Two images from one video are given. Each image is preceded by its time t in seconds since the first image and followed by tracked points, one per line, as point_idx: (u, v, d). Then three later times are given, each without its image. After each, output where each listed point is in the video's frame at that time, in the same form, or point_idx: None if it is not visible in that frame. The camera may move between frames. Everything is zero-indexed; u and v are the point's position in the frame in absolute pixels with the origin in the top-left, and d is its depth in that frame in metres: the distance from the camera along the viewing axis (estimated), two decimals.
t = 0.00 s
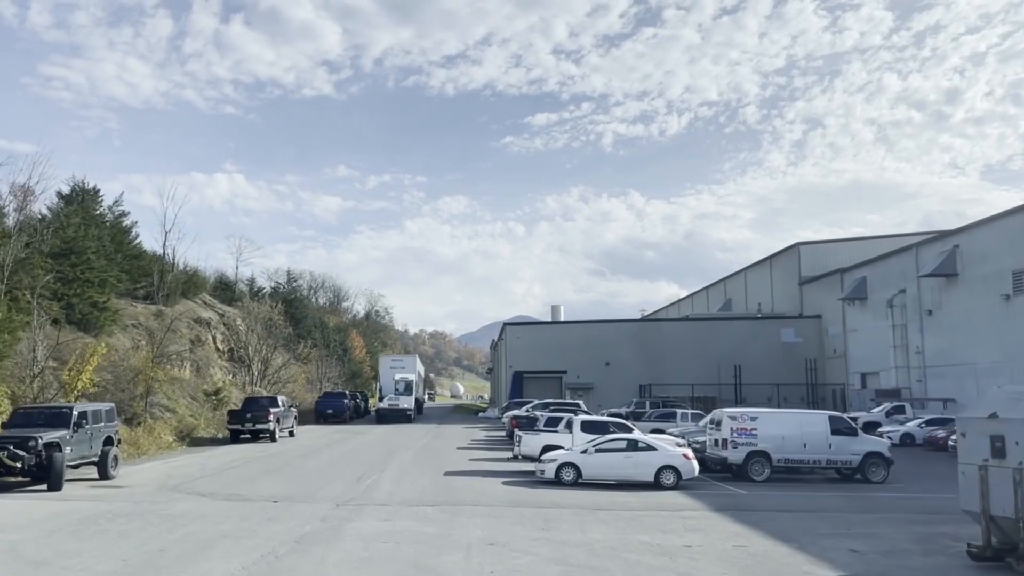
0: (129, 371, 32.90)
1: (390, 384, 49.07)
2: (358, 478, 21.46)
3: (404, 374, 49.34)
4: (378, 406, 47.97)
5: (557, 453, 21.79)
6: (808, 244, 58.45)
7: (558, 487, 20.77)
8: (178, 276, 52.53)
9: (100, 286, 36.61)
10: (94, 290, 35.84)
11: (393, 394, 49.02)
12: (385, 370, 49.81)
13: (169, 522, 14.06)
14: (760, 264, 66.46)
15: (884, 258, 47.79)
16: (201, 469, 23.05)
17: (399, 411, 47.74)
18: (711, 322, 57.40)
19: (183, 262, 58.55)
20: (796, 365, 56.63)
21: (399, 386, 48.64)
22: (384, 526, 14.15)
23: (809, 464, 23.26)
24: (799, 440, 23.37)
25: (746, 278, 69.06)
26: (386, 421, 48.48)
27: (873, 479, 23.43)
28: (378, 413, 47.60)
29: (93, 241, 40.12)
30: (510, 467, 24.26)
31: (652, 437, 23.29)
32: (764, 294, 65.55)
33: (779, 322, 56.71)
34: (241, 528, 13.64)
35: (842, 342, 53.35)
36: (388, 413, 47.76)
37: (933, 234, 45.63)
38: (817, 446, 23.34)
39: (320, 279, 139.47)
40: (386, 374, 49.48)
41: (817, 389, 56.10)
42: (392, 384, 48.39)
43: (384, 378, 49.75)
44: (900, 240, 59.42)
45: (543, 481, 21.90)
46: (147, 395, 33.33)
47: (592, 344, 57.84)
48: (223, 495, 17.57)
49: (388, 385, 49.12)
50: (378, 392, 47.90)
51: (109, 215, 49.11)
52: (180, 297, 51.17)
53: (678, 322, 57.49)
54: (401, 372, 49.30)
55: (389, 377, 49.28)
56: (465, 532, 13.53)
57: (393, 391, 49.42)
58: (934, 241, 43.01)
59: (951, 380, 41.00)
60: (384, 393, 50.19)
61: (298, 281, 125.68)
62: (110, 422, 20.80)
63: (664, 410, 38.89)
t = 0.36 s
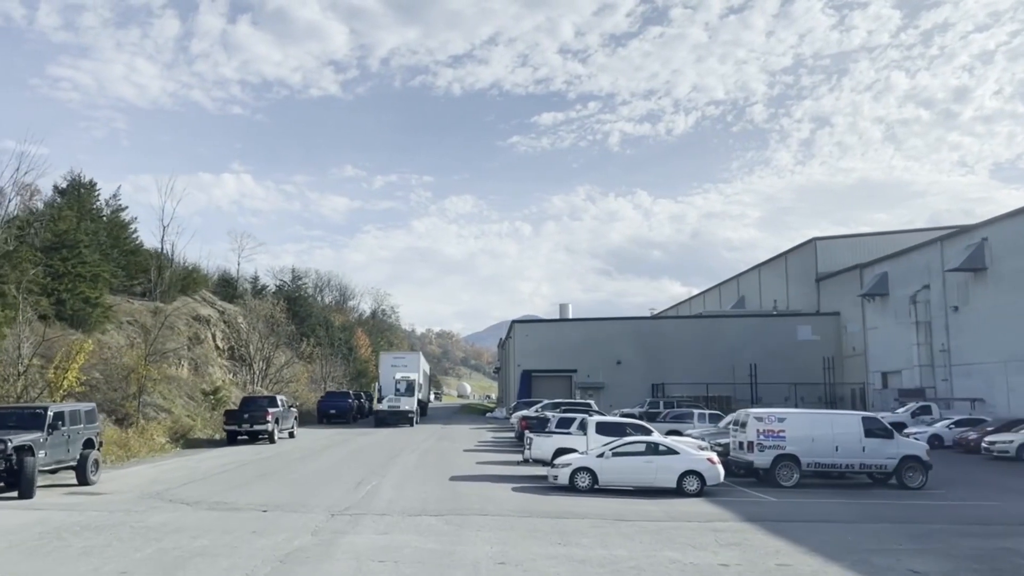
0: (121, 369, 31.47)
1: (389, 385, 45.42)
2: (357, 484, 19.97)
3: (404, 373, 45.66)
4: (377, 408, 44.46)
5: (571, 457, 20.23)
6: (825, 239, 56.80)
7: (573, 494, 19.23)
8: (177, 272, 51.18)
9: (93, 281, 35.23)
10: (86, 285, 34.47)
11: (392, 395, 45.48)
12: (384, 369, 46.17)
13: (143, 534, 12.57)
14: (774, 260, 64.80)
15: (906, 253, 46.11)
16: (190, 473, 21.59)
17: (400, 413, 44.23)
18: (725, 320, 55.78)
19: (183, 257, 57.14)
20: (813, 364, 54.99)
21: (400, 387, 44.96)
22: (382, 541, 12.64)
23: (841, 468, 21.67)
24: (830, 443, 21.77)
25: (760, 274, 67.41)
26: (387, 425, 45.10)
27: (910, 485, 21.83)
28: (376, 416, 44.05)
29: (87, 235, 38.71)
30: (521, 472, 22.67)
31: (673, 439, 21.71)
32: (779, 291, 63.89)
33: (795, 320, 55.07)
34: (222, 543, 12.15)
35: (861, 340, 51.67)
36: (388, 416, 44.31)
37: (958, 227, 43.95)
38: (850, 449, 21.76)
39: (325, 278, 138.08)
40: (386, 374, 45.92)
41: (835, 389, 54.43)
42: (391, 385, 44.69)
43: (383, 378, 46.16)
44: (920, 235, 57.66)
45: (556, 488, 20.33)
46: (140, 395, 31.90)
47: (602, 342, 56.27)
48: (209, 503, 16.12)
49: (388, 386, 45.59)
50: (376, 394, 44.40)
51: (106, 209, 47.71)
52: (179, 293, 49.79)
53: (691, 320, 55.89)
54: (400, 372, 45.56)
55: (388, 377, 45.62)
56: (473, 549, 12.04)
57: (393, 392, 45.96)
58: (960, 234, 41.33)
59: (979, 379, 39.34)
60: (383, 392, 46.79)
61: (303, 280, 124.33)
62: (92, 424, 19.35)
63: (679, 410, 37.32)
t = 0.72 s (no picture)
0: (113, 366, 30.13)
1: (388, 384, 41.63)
2: (356, 490, 18.63)
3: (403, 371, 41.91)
4: (374, 409, 40.90)
5: (586, 460, 18.70)
6: (842, 233, 55.23)
7: (589, 501, 17.75)
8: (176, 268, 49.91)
9: (86, 276, 33.97)
10: (79, 280, 33.19)
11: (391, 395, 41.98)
12: (382, 366, 42.02)
13: (109, 549, 11.19)
14: (789, 256, 63.23)
15: (929, 247, 44.53)
16: (179, 477, 20.22)
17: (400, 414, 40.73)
18: (740, 317, 54.25)
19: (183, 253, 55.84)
20: (830, 362, 53.43)
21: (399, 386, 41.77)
22: (380, 557, 11.24)
23: (876, 472, 20.18)
24: (864, 445, 20.27)
25: (774, 270, 65.84)
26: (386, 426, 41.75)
27: (950, 490, 20.33)
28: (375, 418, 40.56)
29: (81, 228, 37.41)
30: (531, 477, 21.14)
31: (695, 441, 20.19)
32: (793, 287, 62.31)
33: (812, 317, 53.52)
34: (200, 560, 10.76)
35: (880, 337, 50.10)
36: (386, 417, 40.81)
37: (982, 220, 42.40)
38: (886, 451, 20.25)
39: (331, 276, 136.74)
40: (383, 371, 41.88)
41: (853, 388, 52.84)
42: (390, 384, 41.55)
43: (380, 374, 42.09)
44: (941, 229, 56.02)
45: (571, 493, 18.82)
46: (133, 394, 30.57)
47: (613, 339, 54.80)
48: (193, 511, 14.77)
49: (386, 384, 42.08)
50: (373, 393, 40.85)
51: (104, 203, 46.38)
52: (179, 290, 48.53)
53: (704, 317, 54.40)
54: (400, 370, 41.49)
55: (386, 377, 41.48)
56: (481, 566, 10.66)
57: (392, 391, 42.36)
58: (986, 226, 39.74)
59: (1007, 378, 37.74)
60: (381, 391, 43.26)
61: (309, 278, 122.97)
62: (71, 425, 18.00)
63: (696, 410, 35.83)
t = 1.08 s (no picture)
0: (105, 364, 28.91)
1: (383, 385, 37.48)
2: (355, 496, 17.35)
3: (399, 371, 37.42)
4: (367, 411, 36.78)
5: (602, 463, 17.34)
6: (858, 228, 53.76)
7: (606, 508, 16.42)
8: (175, 264, 48.70)
9: (78, 271, 32.76)
10: (70, 275, 31.98)
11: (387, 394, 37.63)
12: (378, 364, 38.90)
13: (70, 569, 9.91)
14: (802, 251, 61.76)
15: (950, 241, 43.03)
16: (167, 482, 18.97)
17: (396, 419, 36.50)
18: (753, 313, 52.84)
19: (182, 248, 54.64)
20: (846, 360, 51.98)
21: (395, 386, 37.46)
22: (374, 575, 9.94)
23: (912, 476, 18.82)
24: (899, 448, 18.91)
25: (787, 266, 64.38)
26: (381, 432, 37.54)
27: (992, 495, 18.97)
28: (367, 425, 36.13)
29: (73, 221, 36.20)
30: (542, 481, 19.75)
31: (718, 442, 18.83)
32: (807, 284, 60.84)
33: (827, 313, 52.09)
34: None
35: (898, 335, 48.62)
36: (380, 421, 36.65)
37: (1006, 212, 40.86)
38: (923, 454, 18.89)
39: (337, 275, 135.54)
40: (379, 369, 38.79)
41: (870, 386, 51.39)
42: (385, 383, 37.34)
43: (377, 373, 38.80)
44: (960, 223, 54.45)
45: (585, 499, 17.47)
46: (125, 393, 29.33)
47: (623, 337, 53.42)
48: (172, 522, 13.49)
49: (381, 384, 37.90)
50: (367, 393, 36.84)
51: (100, 197, 45.18)
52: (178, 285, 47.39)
53: (716, 314, 53.00)
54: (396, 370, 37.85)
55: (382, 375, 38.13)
56: None
57: (386, 391, 38.03)
58: (1012, 219, 38.19)
59: None
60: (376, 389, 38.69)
61: (314, 277, 121.73)
62: (48, 426, 16.77)
63: (711, 409, 34.50)
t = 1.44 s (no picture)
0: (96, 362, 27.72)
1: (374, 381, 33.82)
2: (352, 503, 16.09)
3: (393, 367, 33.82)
4: (355, 413, 33.04)
5: (619, 467, 16.06)
6: (875, 222, 52.30)
7: (625, 517, 15.13)
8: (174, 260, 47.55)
9: (70, 265, 31.56)
10: (61, 269, 30.81)
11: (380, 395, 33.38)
12: (369, 360, 34.65)
13: None
14: (817, 247, 60.30)
15: (972, 234, 41.55)
16: (151, 487, 17.71)
17: (387, 421, 32.63)
18: (766, 310, 51.42)
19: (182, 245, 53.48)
20: (863, 357, 50.54)
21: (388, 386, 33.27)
22: None
23: (952, 481, 17.47)
24: (939, 450, 17.54)
25: (800, 263, 62.94)
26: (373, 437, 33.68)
27: None
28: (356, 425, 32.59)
29: (66, 216, 35.06)
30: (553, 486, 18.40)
31: (742, 445, 17.54)
32: (822, 280, 59.38)
33: (843, 309, 50.65)
34: None
35: (917, 332, 47.16)
36: (369, 424, 32.59)
37: None
38: (965, 457, 17.53)
39: (343, 274, 134.28)
40: (371, 366, 34.57)
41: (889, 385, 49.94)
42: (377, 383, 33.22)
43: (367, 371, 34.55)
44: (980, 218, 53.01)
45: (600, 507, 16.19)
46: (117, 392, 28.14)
47: (633, 334, 52.07)
48: (147, 533, 12.27)
49: (372, 382, 33.82)
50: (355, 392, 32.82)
51: (97, 191, 44.05)
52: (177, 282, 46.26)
53: (729, 311, 51.61)
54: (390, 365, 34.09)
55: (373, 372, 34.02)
56: None
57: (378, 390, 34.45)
58: None
59: None
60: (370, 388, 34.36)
61: (320, 276, 120.53)
62: (22, 428, 15.56)
63: (728, 409, 33.14)
